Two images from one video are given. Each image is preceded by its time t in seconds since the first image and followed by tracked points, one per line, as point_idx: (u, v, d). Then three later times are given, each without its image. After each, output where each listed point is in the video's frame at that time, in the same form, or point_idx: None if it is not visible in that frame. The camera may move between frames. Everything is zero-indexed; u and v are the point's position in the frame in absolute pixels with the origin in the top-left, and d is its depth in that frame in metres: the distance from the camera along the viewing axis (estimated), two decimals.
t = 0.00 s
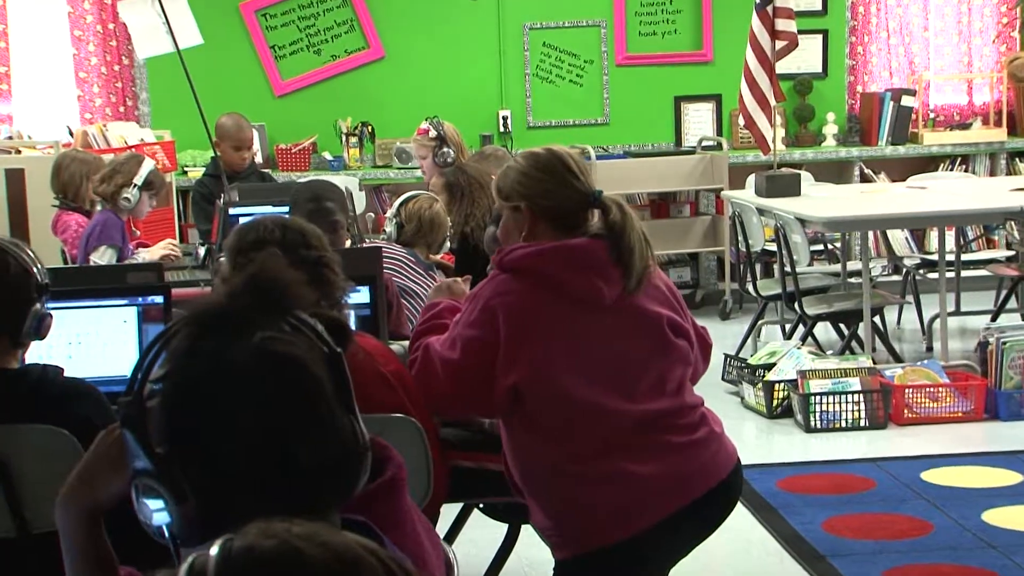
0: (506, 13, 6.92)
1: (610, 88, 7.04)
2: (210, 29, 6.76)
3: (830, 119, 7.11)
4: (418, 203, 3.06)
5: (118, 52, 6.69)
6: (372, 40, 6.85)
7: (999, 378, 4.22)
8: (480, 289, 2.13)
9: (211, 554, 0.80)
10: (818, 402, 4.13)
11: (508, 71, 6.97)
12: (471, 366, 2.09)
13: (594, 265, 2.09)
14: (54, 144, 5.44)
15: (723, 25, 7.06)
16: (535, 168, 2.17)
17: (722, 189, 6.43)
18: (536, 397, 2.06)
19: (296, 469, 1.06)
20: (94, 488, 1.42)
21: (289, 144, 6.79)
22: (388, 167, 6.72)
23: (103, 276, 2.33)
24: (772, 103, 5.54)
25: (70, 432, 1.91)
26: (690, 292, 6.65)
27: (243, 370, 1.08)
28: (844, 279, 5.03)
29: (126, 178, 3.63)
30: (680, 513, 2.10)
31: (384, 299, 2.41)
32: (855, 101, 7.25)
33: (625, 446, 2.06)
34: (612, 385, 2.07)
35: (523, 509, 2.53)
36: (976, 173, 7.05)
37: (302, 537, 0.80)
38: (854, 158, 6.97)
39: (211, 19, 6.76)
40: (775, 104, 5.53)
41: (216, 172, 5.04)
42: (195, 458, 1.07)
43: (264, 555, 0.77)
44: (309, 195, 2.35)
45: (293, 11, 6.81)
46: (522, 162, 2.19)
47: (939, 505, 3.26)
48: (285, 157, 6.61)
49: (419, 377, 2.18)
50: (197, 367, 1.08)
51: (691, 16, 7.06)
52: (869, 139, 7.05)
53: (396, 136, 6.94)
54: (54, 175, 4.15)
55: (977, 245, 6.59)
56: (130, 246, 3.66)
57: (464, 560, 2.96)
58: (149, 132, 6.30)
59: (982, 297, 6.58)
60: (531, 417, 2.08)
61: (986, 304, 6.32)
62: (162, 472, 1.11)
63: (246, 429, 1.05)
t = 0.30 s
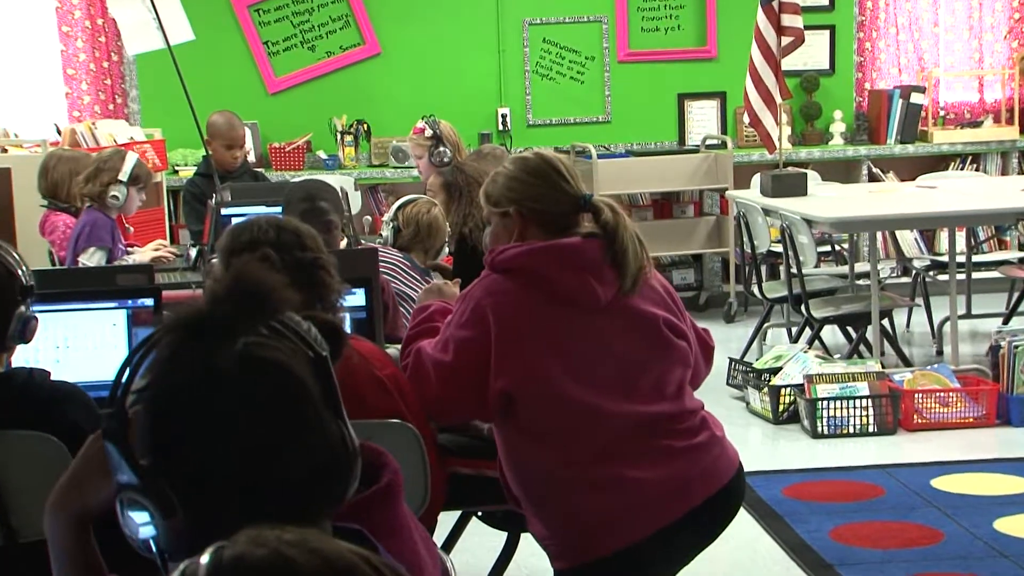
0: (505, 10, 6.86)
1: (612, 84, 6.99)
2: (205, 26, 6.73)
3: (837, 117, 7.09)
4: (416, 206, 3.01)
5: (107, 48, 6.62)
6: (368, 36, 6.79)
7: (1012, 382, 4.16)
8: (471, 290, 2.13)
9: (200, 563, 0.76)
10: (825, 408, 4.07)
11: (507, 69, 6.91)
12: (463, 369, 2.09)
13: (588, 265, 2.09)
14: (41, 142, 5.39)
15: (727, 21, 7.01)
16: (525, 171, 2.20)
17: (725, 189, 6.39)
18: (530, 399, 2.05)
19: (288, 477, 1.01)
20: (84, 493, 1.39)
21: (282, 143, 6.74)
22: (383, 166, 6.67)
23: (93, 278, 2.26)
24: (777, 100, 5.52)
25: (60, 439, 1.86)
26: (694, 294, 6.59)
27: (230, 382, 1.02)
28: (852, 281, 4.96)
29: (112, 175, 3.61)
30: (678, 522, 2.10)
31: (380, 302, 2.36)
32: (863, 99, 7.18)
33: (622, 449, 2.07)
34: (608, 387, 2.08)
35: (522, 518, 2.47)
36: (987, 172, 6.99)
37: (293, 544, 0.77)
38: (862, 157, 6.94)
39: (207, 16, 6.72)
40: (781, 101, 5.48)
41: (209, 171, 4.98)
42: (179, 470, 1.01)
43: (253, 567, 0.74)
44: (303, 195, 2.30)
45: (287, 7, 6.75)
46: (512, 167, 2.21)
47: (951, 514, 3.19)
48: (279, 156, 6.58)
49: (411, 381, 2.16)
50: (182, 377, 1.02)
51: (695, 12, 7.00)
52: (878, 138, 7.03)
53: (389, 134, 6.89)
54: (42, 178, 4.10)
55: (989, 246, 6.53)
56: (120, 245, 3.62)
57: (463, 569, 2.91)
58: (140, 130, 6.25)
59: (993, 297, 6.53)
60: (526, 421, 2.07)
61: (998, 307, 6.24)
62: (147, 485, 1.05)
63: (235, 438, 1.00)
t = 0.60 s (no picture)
0: (504, 8, 6.81)
1: (613, 84, 6.93)
2: (200, 25, 6.67)
3: (845, 117, 7.04)
4: (415, 211, 2.96)
5: (95, 46, 6.58)
6: (363, 34, 6.74)
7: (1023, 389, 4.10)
8: (468, 295, 2.08)
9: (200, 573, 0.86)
10: (832, 415, 4.00)
11: (507, 69, 6.85)
12: (461, 375, 2.04)
13: (590, 270, 2.05)
14: (28, 143, 5.35)
15: (732, 20, 6.95)
16: (523, 174, 2.14)
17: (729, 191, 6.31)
18: (530, 406, 2.02)
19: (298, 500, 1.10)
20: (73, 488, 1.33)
21: (275, 144, 6.69)
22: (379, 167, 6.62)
23: (80, 282, 2.21)
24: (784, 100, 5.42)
25: (47, 446, 1.81)
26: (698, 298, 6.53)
27: (265, 407, 1.10)
28: (860, 285, 4.89)
29: (99, 175, 3.56)
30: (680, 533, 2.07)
31: (376, 307, 2.30)
32: (872, 98, 7.14)
33: (624, 457, 2.05)
34: (609, 393, 2.06)
35: (520, 528, 2.41)
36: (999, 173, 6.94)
37: (286, 557, 0.85)
38: (870, 157, 6.88)
39: (202, 14, 6.67)
40: (786, 99, 5.41)
41: (199, 173, 4.93)
42: (198, 479, 1.09)
43: None
44: (296, 196, 2.25)
45: (280, 3, 6.70)
46: (509, 169, 2.16)
47: (961, 523, 3.14)
48: (272, 157, 6.51)
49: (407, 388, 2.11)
50: (216, 394, 1.09)
51: (699, 10, 6.94)
52: (886, 138, 6.98)
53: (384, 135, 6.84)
54: (31, 179, 4.05)
55: (1001, 248, 6.47)
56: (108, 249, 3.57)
57: None
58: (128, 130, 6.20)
59: (1004, 301, 6.47)
60: (525, 428, 2.04)
61: (1009, 311, 6.18)
62: (160, 484, 1.11)
63: (260, 458, 1.09)
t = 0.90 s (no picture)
0: (504, 7, 6.75)
1: (615, 83, 6.87)
2: (193, 25, 6.63)
3: (852, 117, 7.00)
4: (411, 214, 2.89)
5: (84, 44, 6.52)
6: (359, 34, 6.68)
7: None
8: (469, 300, 2.10)
9: None
10: (840, 422, 3.96)
11: (505, 68, 6.80)
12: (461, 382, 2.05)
13: (592, 275, 2.06)
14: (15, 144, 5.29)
15: (737, 19, 6.90)
16: (524, 176, 2.15)
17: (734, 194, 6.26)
18: (530, 413, 2.03)
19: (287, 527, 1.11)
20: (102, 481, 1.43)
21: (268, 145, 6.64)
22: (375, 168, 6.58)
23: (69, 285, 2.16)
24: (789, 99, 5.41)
25: (33, 457, 1.78)
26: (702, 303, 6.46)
27: (264, 427, 1.12)
28: (868, 289, 4.81)
29: (87, 176, 3.51)
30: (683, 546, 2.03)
31: (371, 312, 2.25)
32: (880, 98, 7.10)
33: (626, 466, 2.04)
34: (610, 399, 2.06)
35: (520, 540, 2.36)
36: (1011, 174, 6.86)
37: (277, 569, 0.77)
38: (878, 159, 6.81)
39: (196, 14, 6.62)
40: (792, 100, 5.36)
41: (191, 175, 4.87)
42: (190, 495, 1.13)
43: None
44: (289, 199, 2.19)
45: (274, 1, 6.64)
46: (509, 172, 2.16)
47: (971, 534, 3.08)
48: (264, 158, 6.48)
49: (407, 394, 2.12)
50: (217, 410, 1.13)
51: (703, 9, 6.89)
52: (895, 138, 6.91)
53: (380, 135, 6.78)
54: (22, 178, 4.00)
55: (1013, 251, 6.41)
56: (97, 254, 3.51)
57: None
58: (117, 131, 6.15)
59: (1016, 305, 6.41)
60: (524, 436, 2.04)
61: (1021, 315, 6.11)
62: (158, 493, 1.16)
63: (253, 482, 1.11)
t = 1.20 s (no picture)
0: (503, 5, 6.70)
1: (616, 82, 6.82)
2: (187, 25, 6.57)
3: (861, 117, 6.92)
4: (406, 217, 2.84)
5: (71, 42, 6.49)
6: (354, 31, 6.63)
7: None
8: (467, 306, 2.06)
9: None
10: (848, 430, 3.89)
11: (504, 67, 6.75)
12: (460, 388, 2.01)
13: (594, 278, 2.01)
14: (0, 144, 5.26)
15: (742, 17, 6.85)
16: (525, 178, 2.10)
17: (739, 195, 6.21)
18: (530, 420, 1.98)
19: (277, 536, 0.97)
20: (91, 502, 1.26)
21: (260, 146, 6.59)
22: (370, 169, 6.53)
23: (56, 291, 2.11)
24: (796, 99, 5.33)
25: (17, 464, 1.74)
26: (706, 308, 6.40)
27: (246, 431, 0.97)
28: (877, 294, 4.75)
29: (71, 178, 3.47)
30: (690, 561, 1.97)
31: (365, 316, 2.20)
32: (889, 97, 7.02)
33: (628, 474, 1.99)
34: (613, 406, 2.00)
35: (519, 551, 2.31)
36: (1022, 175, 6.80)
37: None
38: (887, 159, 6.74)
39: (190, 13, 6.58)
40: (799, 99, 5.31)
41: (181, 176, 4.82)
42: (171, 506, 0.98)
43: None
44: (282, 201, 2.14)
45: None
46: (510, 174, 2.11)
47: (983, 545, 3.03)
48: (258, 159, 6.37)
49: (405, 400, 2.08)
50: (197, 412, 0.98)
51: (708, 6, 6.83)
52: (905, 138, 6.84)
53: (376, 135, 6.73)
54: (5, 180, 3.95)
55: None
56: (84, 259, 3.45)
57: None
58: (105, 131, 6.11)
59: None
60: (525, 443, 2.00)
61: None
62: (137, 506, 1.01)
63: (237, 488, 0.96)
